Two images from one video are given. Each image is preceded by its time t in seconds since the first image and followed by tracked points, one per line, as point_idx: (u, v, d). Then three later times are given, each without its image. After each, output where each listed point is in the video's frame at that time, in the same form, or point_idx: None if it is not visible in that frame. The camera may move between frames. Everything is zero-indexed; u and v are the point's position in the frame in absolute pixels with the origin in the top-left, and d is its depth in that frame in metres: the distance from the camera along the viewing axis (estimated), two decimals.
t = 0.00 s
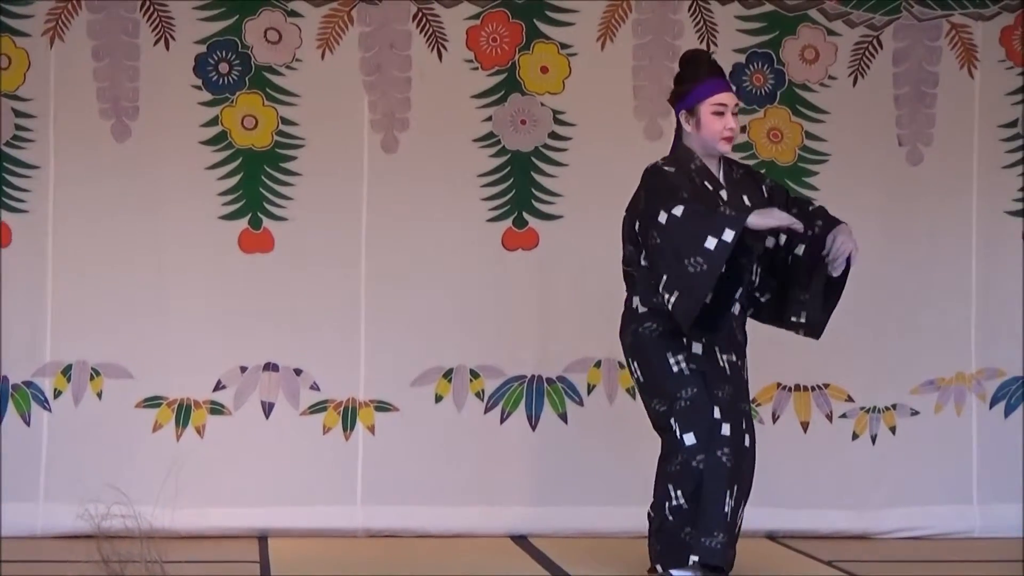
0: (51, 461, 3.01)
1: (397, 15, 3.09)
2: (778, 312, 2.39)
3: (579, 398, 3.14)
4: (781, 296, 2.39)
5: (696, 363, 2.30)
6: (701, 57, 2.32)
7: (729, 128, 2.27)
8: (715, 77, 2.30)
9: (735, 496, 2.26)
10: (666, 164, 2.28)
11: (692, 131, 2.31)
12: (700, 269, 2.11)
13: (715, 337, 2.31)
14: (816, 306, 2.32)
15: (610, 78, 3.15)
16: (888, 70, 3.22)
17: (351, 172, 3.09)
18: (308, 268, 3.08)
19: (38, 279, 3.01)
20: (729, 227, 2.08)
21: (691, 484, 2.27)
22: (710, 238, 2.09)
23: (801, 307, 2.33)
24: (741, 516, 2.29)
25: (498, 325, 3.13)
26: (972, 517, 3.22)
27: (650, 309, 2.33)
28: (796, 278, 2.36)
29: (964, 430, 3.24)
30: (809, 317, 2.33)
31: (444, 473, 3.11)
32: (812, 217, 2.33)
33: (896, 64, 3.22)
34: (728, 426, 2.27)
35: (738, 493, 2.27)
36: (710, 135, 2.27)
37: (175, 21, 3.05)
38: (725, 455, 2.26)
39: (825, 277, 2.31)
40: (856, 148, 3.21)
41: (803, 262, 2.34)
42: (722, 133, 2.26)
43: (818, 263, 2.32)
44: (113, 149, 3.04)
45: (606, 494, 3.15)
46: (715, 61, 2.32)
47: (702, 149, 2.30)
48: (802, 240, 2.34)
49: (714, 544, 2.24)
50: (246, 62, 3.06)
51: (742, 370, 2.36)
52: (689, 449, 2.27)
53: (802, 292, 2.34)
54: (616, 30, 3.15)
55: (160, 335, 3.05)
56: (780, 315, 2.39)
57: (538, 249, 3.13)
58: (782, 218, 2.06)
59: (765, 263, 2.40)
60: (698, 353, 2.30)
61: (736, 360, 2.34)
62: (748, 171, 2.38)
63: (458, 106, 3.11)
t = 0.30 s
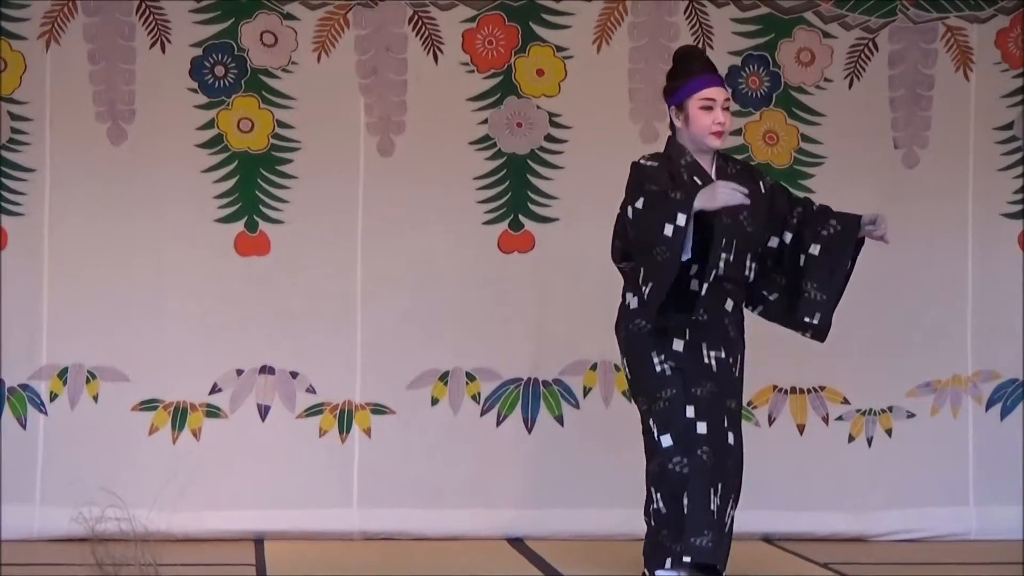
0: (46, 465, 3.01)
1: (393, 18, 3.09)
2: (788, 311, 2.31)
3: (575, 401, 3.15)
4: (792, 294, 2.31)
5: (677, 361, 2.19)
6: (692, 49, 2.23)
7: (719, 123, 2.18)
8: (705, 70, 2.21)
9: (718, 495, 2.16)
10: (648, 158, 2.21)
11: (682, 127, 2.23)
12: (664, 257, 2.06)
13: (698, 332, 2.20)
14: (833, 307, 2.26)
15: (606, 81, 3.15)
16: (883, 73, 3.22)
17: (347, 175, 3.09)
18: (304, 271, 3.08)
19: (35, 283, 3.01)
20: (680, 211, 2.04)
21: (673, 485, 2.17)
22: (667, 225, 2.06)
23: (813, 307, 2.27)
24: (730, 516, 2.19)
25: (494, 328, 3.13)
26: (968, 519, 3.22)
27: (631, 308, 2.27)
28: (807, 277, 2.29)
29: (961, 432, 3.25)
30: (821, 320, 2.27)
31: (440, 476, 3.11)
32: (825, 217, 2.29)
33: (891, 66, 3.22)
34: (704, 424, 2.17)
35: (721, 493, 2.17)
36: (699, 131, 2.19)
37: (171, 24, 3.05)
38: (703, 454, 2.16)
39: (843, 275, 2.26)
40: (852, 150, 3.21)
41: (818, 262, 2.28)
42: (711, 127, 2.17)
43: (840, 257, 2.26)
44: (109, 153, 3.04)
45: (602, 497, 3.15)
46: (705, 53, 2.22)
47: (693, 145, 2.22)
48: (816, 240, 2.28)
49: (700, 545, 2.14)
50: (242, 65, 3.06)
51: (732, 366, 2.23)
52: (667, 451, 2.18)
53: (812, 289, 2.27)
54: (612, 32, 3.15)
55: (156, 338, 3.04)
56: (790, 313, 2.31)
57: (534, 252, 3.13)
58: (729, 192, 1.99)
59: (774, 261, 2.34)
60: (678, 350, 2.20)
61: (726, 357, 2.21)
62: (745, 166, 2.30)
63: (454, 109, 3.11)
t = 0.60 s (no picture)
0: (41, 467, 3.01)
1: (390, 22, 3.09)
2: (792, 319, 2.24)
3: (572, 404, 3.15)
4: (795, 301, 2.24)
5: (655, 366, 2.11)
6: (690, 49, 2.17)
7: (712, 123, 2.10)
8: (701, 69, 2.14)
9: (678, 502, 2.08)
10: (637, 159, 2.16)
11: (677, 128, 2.15)
12: (624, 265, 2.06)
13: (680, 334, 2.11)
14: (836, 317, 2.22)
15: (604, 84, 3.15)
16: (880, 77, 3.22)
17: (343, 179, 3.09)
18: (301, 275, 3.08)
19: (31, 285, 3.01)
20: (643, 223, 2.03)
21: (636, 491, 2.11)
22: (630, 233, 2.05)
23: (819, 317, 2.21)
24: (695, 524, 2.09)
25: (491, 331, 3.13)
26: (964, 523, 3.22)
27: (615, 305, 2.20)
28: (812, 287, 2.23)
29: (957, 437, 3.25)
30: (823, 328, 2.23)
31: (436, 479, 3.11)
32: (833, 228, 2.23)
33: (888, 70, 3.22)
34: (669, 430, 2.08)
35: (685, 501, 2.08)
36: (693, 131, 2.11)
37: (168, 27, 3.05)
38: (665, 461, 2.08)
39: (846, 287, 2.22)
40: (849, 154, 3.21)
41: (826, 274, 2.21)
42: (705, 127, 2.10)
43: (845, 267, 2.21)
44: (106, 155, 3.04)
45: (598, 500, 3.14)
46: (703, 53, 2.16)
47: (687, 147, 2.14)
48: (825, 251, 2.21)
49: (653, 551, 2.07)
50: (239, 68, 3.06)
51: (718, 372, 2.11)
52: (635, 458, 2.11)
53: (814, 297, 2.22)
54: (609, 36, 3.15)
55: (152, 341, 3.05)
56: (796, 320, 2.23)
57: (530, 255, 3.13)
58: (679, 205, 1.93)
59: (779, 267, 2.25)
60: (656, 355, 2.11)
61: (710, 362, 2.11)
62: (745, 169, 2.20)
63: (451, 112, 3.11)
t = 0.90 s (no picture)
0: (40, 467, 3.01)
1: (389, 22, 3.09)
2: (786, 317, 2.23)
3: (570, 405, 3.15)
4: (790, 300, 2.23)
5: (642, 366, 2.11)
6: (688, 45, 2.17)
7: (704, 118, 2.10)
8: (697, 63, 2.13)
9: (666, 501, 2.07)
10: (631, 154, 2.15)
11: (670, 122, 2.16)
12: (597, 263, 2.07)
13: (667, 333, 2.10)
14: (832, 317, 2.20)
15: (602, 85, 3.15)
16: (879, 78, 3.22)
17: (342, 179, 3.09)
18: (299, 275, 3.08)
19: (30, 285, 3.01)
20: (623, 225, 2.03)
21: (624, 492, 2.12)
22: (609, 234, 2.05)
23: (815, 316, 2.20)
24: (683, 522, 2.08)
25: (490, 331, 3.13)
26: (963, 524, 3.22)
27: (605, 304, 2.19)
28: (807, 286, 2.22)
29: (956, 438, 3.25)
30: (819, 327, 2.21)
31: (435, 480, 3.11)
32: (831, 227, 2.22)
33: (886, 71, 3.23)
34: (655, 430, 2.08)
35: (672, 502, 2.07)
36: (684, 126, 2.11)
37: (166, 27, 3.05)
38: (651, 462, 2.08)
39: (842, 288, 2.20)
40: (847, 155, 3.21)
41: (823, 273, 2.20)
42: (697, 123, 2.10)
43: (842, 266, 2.20)
44: (105, 155, 3.04)
45: (597, 500, 3.14)
46: (700, 49, 2.15)
47: (679, 141, 2.14)
48: (822, 249, 2.21)
49: (639, 551, 2.07)
50: (237, 68, 3.06)
51: (706, 371, 2.12)
52: (623, 461, 2.12)
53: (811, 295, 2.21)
54: (607, 36, 3.15)
55: (151, 341, 3.05)
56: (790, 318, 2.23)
57: (529, 256, 3.13)
58: (653, 211, 1.92)
59: (773, 264, 2.26)
60: (643, 354, 2.11)
61: (697, 360, 2.11)
62: (738, 166, 2.21)
63: (450, 113, 3.12)
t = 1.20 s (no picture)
0: (39, 467, 3.01)
1: (388, 22, 3.09)
2: (788, 310, 2.22)
3: (569, 405, 3.15)
4: (790, 292, 2.23)
5: (625, 365, 2.10)
6: (681, 42, 2.16)
7: (693, 117, 2.10)
8: (688, 61, 2.12)
9: (648, 502, 2.07)
10: (620, 151, 2.15)
11: (659, 119, 2.15)
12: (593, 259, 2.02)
13: (651, 332, 2.10)
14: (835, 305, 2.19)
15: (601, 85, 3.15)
16: (878, 79, 3.22)
17: (342, 179, 3.09)
18: (298, 275, 3.08)
19: (29, 285, 3.01)
20: (625, 222, 1.98)
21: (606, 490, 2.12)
22: (607, 229, 2.00)
23: (818, 305, 2.19)
24: (666, 524, 2.08)
25: (489, 332, 3.13)
26: (962, 524, 3.22)
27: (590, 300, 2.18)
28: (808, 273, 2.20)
29: (954, 438, 3.25)
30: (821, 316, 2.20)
31: (434, 480, 3.11)
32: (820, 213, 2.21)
33: (886, 72, 3.23)
34: (638, 431, 2.07)
35: (655, 502, 2.07)
36: (673, 124, 2.11)
37: (166, 27, 3.05)
38: (634, 462, 2.07)
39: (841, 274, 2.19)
40: (846, 155, 3.21)
41: (817, 261, 2.19)
42: (685, 121, 2.10)
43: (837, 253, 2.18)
44: (105, 155, 3.04)
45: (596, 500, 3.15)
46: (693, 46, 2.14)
47: (667, 139, 2.14)
48: (814, 237, 2.19)
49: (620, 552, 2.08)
50: (237, 68, 3.06)
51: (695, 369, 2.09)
52: (608, 462, 2.12)
53: (811, 284, 2.19)
54: (607, 37, 3.15)
55: (151, 341, 3.05)
56: (790, 309, 2.22)
57: (529, 256, 3.13)
58: (662, 211, 1.88)
59: (767, 259, 2.25)
60: (627, 354, 2.10)
61: (683, 359, 2.09)
62: (724, 163, 2.23)
63: (450, 113, 3.12)
